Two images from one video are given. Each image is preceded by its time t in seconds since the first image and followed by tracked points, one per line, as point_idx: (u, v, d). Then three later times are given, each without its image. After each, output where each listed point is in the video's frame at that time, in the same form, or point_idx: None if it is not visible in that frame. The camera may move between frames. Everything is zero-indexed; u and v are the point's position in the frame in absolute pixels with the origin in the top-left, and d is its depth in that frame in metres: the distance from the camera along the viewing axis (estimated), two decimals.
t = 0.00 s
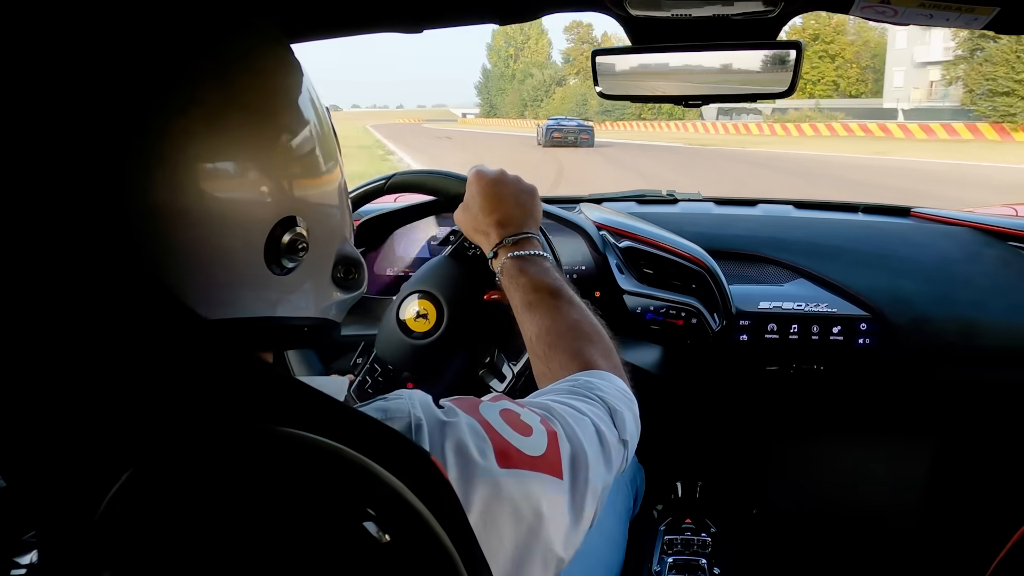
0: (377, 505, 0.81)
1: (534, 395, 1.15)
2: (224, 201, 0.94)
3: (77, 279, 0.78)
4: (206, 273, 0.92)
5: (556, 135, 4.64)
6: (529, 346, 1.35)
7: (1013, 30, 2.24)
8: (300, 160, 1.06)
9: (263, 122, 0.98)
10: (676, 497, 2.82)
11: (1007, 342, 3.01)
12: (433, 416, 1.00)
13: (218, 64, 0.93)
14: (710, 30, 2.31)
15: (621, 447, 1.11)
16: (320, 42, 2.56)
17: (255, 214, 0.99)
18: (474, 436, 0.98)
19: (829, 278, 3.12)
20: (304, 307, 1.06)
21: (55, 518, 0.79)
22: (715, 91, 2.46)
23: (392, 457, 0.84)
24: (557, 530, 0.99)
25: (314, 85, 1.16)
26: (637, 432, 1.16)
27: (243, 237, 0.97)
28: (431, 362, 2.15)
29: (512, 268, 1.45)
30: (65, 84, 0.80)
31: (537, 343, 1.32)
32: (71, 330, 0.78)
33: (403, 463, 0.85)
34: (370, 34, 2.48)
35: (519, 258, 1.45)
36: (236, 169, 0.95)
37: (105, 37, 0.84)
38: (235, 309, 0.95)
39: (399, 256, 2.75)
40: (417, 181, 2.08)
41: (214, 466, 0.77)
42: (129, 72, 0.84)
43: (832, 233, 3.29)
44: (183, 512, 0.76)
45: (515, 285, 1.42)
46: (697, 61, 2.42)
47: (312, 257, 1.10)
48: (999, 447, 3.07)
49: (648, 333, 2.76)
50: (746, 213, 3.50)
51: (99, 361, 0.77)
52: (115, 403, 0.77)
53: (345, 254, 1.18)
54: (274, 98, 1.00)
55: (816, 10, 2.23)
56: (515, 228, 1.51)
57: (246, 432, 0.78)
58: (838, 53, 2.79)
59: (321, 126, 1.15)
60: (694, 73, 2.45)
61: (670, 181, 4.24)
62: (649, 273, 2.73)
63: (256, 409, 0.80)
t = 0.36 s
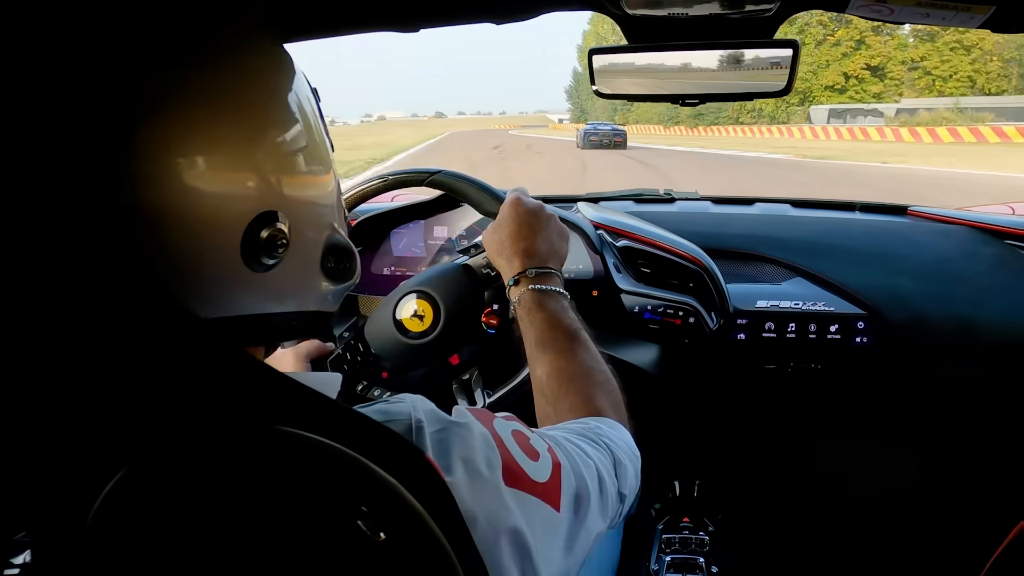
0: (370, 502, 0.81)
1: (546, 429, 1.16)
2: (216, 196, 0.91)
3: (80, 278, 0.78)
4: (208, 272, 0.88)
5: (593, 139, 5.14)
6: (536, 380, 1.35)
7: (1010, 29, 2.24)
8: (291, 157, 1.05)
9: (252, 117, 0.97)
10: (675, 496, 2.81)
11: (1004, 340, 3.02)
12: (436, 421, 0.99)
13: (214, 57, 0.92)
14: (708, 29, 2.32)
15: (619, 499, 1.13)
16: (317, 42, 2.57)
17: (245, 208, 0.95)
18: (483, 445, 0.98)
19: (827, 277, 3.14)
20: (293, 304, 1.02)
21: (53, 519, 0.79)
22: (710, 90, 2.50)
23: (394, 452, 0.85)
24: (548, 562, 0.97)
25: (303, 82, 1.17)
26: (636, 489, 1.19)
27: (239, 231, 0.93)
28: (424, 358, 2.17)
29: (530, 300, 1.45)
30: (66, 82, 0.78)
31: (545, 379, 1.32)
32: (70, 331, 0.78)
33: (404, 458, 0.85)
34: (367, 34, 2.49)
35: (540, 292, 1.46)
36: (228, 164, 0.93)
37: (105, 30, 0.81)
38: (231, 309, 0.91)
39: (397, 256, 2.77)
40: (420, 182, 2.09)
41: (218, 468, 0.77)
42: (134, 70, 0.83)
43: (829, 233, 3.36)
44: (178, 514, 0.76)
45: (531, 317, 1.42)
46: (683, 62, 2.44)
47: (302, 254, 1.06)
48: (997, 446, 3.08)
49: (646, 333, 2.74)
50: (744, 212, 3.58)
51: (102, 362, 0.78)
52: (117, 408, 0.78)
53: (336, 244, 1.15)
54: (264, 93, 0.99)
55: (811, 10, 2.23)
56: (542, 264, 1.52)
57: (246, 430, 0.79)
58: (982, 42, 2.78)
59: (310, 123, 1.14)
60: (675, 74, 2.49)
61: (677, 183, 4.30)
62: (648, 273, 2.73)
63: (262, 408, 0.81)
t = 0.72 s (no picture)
0: (376, 505, 0.81)
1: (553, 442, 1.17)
2: (221, 188, 0.90)
3: (88, 280, 0.78)
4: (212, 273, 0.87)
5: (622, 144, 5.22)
6: (542, 390, 1.34)
7: (1016, 31, 2.23)
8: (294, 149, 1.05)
9: (256, 108, 0.97)
10: (678, 497, 2.80)
11: (1008, 343, 3.01)
12: (444, 423, 0.99)
13: (221, 48, 0.92)
14: (713, 31, 2.32)
15: (621, 517, 1.14)
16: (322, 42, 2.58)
17: (249, 199, 0.95)
18: (492, 451, 0.97)
19: (828, 278, 3.17)
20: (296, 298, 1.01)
21: (62, 513, 0.81)
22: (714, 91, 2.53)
23: (399, 453, 0.84)
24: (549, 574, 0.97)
25: (309, 71, 1.17)
26: (637, 509, 1.20)
27: (243, 223, 0.93)
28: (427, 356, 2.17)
29: (539, 312, 1.44)
30: (73, 82, 0.78)
31: (551, 394, 1.31)
32: (78, 331, 0.78)
33: (412, 460, 0.84)
34: (372, 35, 2.50)
35: (551, 306, 1.44)
36: (231, 157, 0.92)
37: (112, 23, 0.80)
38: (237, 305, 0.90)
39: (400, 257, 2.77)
40: (434, 183, 2.09)
41: (225, 467, 0.77)
42: (144, 67, 0.82)
43: (830, 236, 3.38)
44: (189, 512, 0.77)
45: (540, 329, 1.40)
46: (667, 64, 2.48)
47: (305, 248, 1.05)
48: (1001, 451, 3.05)
49: (649, 334, 2.74)
50: (747, 213, 3.60)
51: (107, 363, 0.78)
52: (124, 405, 0.78)
53: (341, 236, 1.16)
54: (269, 85, 0.99)
55: (816, 12, 2.23)
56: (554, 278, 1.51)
57: (251, 429, 0.79)
58: None
59: (316, 116, 1.14)
60: (659, 75, 2.54)
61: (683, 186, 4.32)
62: (651, 274, 2.74)
63: (263, 407, 0.80)
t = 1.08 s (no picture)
0: (374, 505, 0.81)
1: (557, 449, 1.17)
2: (212, 184, 0.92)
3: (80, 274, 0.77)
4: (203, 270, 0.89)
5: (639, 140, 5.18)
6: (542, 399, 1.34)
7: (1014, 29, 2.23)
8: (287, 147, 1.07)
9: (250, 107, 1.00)
10: (677, 496, 2.81)
11: (1008, 340, 3.01)
12: (445, 423, 0.99)
13: (214, 48, 0.94)
14: (712, 29, 2.32)
15: (623, 528, 1.16)
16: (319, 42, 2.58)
17: (240, 195, 0.97)
18: (493, 454, 0.97)
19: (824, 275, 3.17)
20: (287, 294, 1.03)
21: (62, 517, 0.81)
22: (710, 90, 2.52)
23: (397, 452, 0.84)
24: None
25: (307, 71, 1.20)
26: (641, 518, 1.21)
27: (234, 219, 0.95)
28: (426, 356, 2.17)
29: (544, 320, 1.44)
30: (60, 78, 0.78)
31: (552, 401, 1.31)
32: (68, 328, 0.77)
33: (411, 460, 0.84)
34: (369, 34, 2.50)
35: (556, 314, 1.44)
36: (223, 155, 0.95)
37: (109, 22, 0.82)
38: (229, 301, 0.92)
39: (399, 256, 2.78)
40: (443, 183, 2.10)
41: (224, 467, 0.77)
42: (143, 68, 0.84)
43: (829, 234, 3.38)
44: (188, 512, 0.77)
45: (545, 336, 1.40)
46: (648, 63, 2.48)
47: (294, 244, 1.07)
48: (1000, 448, 3.05)
49: (648, 332, 2.75)
50: (745, 211, 3.59)
51: (100, 361, 0.77)
52: (118, 404, 0.78)
53: (334, 232, 1.18)
54: (263, 84, 1.02)
55: (815, 10, 2.22)
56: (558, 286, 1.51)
57: (250, 429, 0.78)
58: None
59: (312, 115, 1.17)
60: (640, 75, 2.55)
61: (686, 185, 4.30)
62: (650, 272, 2.75)
63: (263, 407, 0.80)
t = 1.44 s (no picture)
0: (374, 506, 0.81)
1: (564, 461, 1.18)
2: (221, 183, 0.88)
3: (86, 275, 0.77)
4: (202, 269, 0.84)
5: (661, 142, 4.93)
6: (548, 410, 1.35)
7: (1014, 29, 2.23)
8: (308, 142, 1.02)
9: (269, 98, 0.95)
10: (679, 495, 2.82)
11: (1009, 340, 3.00)
12: (453, 431, 0.98)
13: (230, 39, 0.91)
14: (712, 29, 2.32)
15: (623, 545, 1.16)
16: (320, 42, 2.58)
17: (253, 189, 0.92)
18: (502, 464, 0.97)
19: (828, 278, 3.15)
20: (297, 297, 0.97)
21: (59, 519, 0.80)
22: (712, 88, 2.53)
23: (395, 453, 0.84)
24: None
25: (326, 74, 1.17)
26: (640, 534, 1.22)
27: (243, 216, 0.91)
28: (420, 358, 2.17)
29: (553, 331, 1.46)
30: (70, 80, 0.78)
31: (559, 414, 1.32)
32: (71, 332, 0.78)
33: (409, 461, 0.84)
34: (369, 34, 2.51)
35: (565, 325, 1.47)
36: (236, 150, 0.91)
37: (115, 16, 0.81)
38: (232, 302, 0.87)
39: (399, 257, 2.78)
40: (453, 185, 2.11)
41: (222, 472, 0.77)
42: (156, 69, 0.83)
43: (829, 234, 3.38)
44: (185, 516, 0.77)
45: (554, 349, 1.41)
46: (636, 63, 2.50)
47: (309, 248, 1.02)
48: (1003, 450, 3.03)
49: (648, 333, 2.74)
50: (745, 212, 3.58)
51: (100, 363, 0.77)
52: (117, 406, 0.78)
53: (352, 238, 1.11)
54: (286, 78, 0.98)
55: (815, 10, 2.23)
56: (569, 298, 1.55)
57: (248, 431, 0.78)
58: None
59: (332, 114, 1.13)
60: (627, 73, 2.57)
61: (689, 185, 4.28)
62: (651, 273, 2.75)
63: (261, 408, 0.80)
